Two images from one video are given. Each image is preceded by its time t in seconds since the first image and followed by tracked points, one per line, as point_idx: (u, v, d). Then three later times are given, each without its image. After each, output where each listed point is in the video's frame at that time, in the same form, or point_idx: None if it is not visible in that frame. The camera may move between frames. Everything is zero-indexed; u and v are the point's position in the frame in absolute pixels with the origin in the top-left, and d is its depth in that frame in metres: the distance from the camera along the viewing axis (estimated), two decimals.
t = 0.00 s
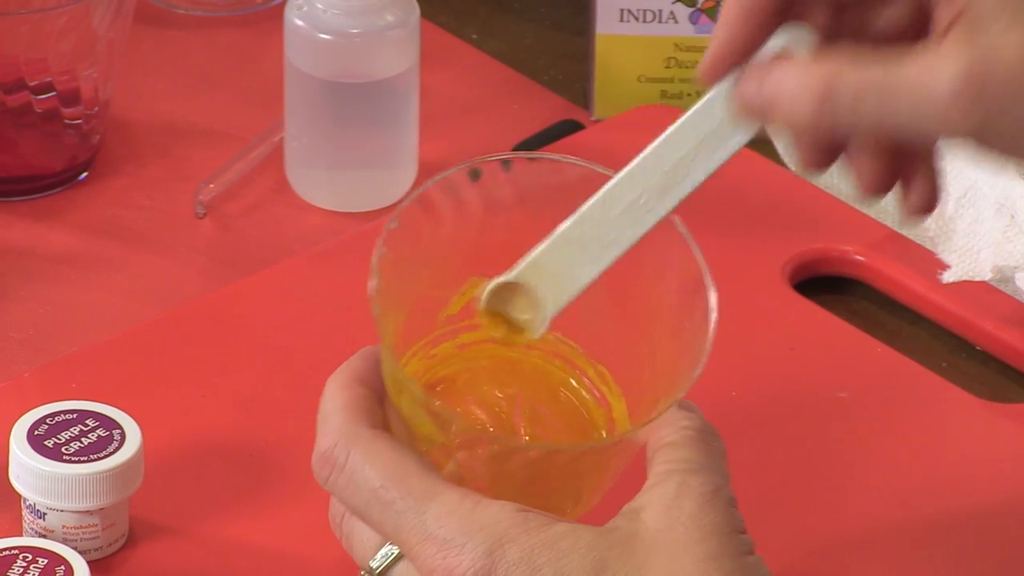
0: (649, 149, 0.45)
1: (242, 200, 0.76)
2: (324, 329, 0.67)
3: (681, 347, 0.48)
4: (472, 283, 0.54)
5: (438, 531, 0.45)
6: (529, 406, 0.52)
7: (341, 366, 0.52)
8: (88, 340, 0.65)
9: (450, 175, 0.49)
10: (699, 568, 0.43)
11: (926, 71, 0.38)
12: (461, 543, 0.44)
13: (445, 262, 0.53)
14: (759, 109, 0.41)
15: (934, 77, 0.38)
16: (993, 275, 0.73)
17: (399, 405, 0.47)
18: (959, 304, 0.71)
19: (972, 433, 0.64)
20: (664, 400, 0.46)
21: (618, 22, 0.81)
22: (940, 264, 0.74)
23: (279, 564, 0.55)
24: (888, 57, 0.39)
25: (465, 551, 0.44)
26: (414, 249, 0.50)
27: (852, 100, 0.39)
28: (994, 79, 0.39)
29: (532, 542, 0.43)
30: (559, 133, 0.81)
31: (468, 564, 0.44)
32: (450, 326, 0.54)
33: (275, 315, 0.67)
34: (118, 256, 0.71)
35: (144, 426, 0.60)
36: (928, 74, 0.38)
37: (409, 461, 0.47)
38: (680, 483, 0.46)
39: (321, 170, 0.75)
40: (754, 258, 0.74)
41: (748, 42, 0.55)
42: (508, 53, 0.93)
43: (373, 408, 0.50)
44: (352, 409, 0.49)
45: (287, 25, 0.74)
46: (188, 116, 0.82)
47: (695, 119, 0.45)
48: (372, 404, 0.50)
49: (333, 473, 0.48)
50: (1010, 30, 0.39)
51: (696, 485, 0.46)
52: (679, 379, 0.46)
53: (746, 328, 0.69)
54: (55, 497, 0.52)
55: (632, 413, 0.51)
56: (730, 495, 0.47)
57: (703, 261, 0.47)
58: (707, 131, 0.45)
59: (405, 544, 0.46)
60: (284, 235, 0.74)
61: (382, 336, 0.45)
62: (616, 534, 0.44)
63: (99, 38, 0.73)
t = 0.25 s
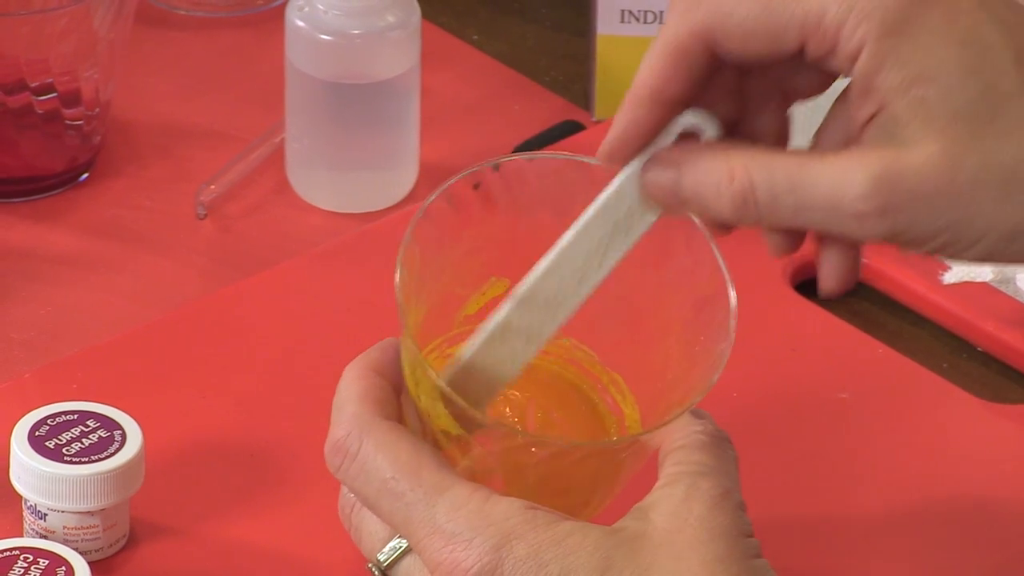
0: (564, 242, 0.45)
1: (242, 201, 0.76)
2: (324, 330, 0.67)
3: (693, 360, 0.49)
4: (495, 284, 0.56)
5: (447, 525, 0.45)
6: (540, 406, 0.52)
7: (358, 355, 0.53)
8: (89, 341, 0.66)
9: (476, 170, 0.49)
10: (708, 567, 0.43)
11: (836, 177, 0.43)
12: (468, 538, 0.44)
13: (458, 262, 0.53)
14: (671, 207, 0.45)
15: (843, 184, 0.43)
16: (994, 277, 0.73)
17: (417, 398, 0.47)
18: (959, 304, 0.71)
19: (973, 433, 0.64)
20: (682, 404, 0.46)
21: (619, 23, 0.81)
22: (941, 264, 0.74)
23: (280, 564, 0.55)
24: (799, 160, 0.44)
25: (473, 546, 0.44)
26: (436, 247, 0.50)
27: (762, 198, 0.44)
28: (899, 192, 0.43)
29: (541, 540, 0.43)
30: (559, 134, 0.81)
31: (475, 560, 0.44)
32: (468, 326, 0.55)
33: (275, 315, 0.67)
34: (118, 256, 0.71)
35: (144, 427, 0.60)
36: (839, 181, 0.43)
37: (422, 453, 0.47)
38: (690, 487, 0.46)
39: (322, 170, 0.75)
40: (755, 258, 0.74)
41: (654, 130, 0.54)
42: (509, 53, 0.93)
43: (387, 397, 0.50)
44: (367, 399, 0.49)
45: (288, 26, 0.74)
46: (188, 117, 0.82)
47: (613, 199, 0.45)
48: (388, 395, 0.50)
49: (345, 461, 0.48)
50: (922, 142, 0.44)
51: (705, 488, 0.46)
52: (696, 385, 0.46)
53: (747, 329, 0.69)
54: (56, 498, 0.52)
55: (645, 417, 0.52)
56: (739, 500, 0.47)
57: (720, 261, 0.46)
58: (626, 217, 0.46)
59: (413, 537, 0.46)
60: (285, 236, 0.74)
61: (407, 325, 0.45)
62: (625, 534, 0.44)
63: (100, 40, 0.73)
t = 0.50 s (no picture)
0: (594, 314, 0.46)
1: (242, 201, 0.76)
2: (324, 329, 0.67)
3: (694, 362, 0.48)
4: (494, 283, 0.56)
5: (446, 524, 0.45)
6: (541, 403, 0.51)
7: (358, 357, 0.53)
8: (88, 341, 0.65)
9: (471, 172, 0.49)
10: (707, 568, 0.43)
11: (859, 174, 0.43)
12: (468, 538, 0.44)
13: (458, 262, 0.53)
14: (696, 242, 0.45)
15: (868, 178, 0.43)
16: (994, 276, 0.73)
17: (415, 399, 0.47)
18: (958, 304, 0.71)
19: (972, 433, 0.64)
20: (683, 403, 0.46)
21: (620, 22, 0.81)
22: (941, 264, 0.74)
23: (279, 563, 0.55)
24: (818, 167, 0.44)
25: (472, 546, 0.44)
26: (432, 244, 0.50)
27: (787, 210, 0.44)
28: (923, 176, 0.43)
29: (540, 539, 0.43)
30: (559, 133, 0.81)
31: (474, 560, 0.44)
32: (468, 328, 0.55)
33: (275, 315, 0.67)
34: (118, 256, 0.71)
35: (144, 427, 0.60)
36: (863, 180, 0.43)
37: (421, 454, 0.47)
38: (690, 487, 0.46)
39: (322, 171, 0.75)
40: (755, 258, 0.74)
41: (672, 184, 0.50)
42: (509, 53, 0.93)
43: (385, 399, 0.50)
44: (365, 400, 0.50)
45: (287, 26, 0.74)
46: (188, 117, 0.82)
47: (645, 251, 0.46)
48: (387, 397, 0.51)
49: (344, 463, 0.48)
50: (939, 129, 0.44)
51: (705, 488, 0.46)
52: (696, 385, 0.46)
53: (746, 330, 0.69)
54: (55, 497, 0.52)
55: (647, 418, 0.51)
56: (739, 500, 0.47)
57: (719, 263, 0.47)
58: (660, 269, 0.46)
59: (412, 538, 0.46)
60: (284, 236, 0.74)
61: (404, 325, 0.45)
62: (625, 533, 0.44)
63: (100, 40, 0.73)
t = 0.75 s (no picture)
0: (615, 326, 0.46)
1: (241, 201, 0.76)
2: (323, 330, 0.67)
3: (693, 376, 0.49)
4: (502, 289, 0.56)
5: (451, 520, 0.45)
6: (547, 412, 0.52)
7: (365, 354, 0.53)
8: (87, 341, 0.66)
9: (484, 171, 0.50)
10: (709, 567, 0.43)
11: (883, 190, 0.43)
12: (472, 534, 0.44)
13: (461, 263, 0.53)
14: (715, 254, 0.45)
15: (891, 195, 0.42)
16: (993, 276, 0.73)
17: (424, 394, 0.47)
18: (957, 304, 0.71)
19: (972, 433, 0.64)
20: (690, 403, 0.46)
21: (619, 22, 0.81)
22: (940, 264, 0.74)
23: (278, 563, 0.55)
24: (846, 184, 0.43)
25: (475, 543, 0.44)
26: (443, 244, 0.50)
27: (813, 228, 0.43)
28: (948, 194, 0.43)
29: (544, 536, 0.44)
30: (558, 133, 0.81)
31: (477, 556, 0.44)
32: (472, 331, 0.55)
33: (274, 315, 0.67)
34: (117, 257, 0.71)
35: (143, 427, 0.60)
36: (890, 197, 0.42)
37: (428, 449, 0.47)
38: (694, 487, 0.46)
39: (322, 170, 0.75)
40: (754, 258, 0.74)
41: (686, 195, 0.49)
42: (508, 53, 0.93)
43: (393, 395, 0.50)
44: (373, 395, 0.50)
45: (286, 26, 0.74)
46: (187, 117, 0.82)
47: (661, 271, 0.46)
48: (394, 393, 0.51)
49: (350, 456, 0.48)
50: (964, 144, 0.43)
51: (708, 488, 0.46)
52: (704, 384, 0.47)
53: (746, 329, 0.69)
54: (55, 498, 0.52)
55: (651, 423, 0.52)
56: (742, 502, 0.47)
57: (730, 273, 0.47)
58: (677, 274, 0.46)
59: (415, 533, 0.46)
60: (284, 236, 0.74)
61: (416, 320, 0.45)
62: (628, 532, 0.44)
63: (99, 40, 0.73)
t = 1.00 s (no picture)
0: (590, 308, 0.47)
1: (241, 201, 0.76)
2: (323, 330, 0.67)
3: (692, 378, 0.49)
4: (502, 291, 0.56)
5: (451, 521, 0.45)
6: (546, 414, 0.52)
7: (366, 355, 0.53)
8: (87, 342, 0.66)
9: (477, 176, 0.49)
10: (710, 569, 0.43)
11: (866, 173, 0.42)
12: (472, 535, 0.44)
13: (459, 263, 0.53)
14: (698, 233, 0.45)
15: (875, 177, 0.42)
16: (993, 277, 0.73)
17: (424, 395, 0.47)
18: (957, 305, 0.71)
19: (971, 434, 0.64)
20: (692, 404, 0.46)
21: (619, 23, 0.81)
22: (940, 265, 0.74)
23: (278, 564, 0.55)
24: (826, 167, 0.42)
25: (475, 544, 0.44)
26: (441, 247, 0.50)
27: (797, 212, 0.43)
28: (933, 176, 0.42)
29: (544, 538, 0.43)
30: (558, 134, 0.81)
31: (477, 558, 0.44)
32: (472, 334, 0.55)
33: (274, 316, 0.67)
34: (117, 257, 0.71)
35: (143, 428, 0.60)
36: (874, 177, 0.42)
37: (428, 450, 0.47)
38: (694, 489, 0.46)
39: (322, 171, 0.75)
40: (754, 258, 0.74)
41: (676, 171, 0.48)
42: (508, 53, 0.93)
43: (393, 397, 0.50)
44: (373, 396, 0.50)
45: (286, 26, 0.74)
46: (187, 118, 0.82)
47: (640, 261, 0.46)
48: (395, 394, 0.51)
49: (351, 457, 0.48)
50: (950, 127, 0.43)
51: (709, 490, 0.46)
52: (704, 385, 0.47)
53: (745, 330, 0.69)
54: (55, 499, 0.52)
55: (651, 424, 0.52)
56: (743, 504, 0.47)
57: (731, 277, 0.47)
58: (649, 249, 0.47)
59: (416, 534, 0.46)
60: (283, 237, 0.74)
61: (415, 321, 0.45)
62: (628, 533, 0.44)
63: (99, 40, 0.73)
